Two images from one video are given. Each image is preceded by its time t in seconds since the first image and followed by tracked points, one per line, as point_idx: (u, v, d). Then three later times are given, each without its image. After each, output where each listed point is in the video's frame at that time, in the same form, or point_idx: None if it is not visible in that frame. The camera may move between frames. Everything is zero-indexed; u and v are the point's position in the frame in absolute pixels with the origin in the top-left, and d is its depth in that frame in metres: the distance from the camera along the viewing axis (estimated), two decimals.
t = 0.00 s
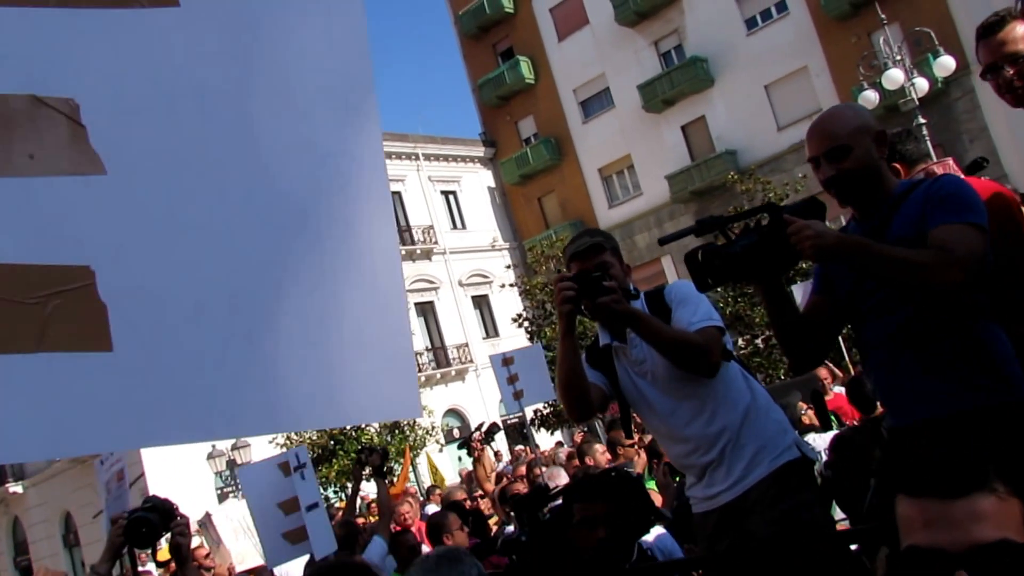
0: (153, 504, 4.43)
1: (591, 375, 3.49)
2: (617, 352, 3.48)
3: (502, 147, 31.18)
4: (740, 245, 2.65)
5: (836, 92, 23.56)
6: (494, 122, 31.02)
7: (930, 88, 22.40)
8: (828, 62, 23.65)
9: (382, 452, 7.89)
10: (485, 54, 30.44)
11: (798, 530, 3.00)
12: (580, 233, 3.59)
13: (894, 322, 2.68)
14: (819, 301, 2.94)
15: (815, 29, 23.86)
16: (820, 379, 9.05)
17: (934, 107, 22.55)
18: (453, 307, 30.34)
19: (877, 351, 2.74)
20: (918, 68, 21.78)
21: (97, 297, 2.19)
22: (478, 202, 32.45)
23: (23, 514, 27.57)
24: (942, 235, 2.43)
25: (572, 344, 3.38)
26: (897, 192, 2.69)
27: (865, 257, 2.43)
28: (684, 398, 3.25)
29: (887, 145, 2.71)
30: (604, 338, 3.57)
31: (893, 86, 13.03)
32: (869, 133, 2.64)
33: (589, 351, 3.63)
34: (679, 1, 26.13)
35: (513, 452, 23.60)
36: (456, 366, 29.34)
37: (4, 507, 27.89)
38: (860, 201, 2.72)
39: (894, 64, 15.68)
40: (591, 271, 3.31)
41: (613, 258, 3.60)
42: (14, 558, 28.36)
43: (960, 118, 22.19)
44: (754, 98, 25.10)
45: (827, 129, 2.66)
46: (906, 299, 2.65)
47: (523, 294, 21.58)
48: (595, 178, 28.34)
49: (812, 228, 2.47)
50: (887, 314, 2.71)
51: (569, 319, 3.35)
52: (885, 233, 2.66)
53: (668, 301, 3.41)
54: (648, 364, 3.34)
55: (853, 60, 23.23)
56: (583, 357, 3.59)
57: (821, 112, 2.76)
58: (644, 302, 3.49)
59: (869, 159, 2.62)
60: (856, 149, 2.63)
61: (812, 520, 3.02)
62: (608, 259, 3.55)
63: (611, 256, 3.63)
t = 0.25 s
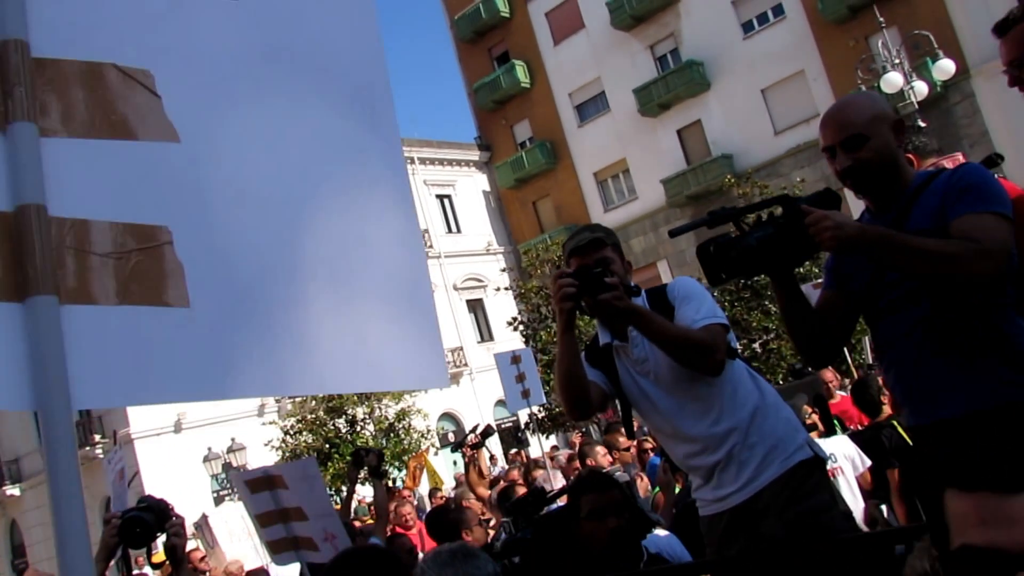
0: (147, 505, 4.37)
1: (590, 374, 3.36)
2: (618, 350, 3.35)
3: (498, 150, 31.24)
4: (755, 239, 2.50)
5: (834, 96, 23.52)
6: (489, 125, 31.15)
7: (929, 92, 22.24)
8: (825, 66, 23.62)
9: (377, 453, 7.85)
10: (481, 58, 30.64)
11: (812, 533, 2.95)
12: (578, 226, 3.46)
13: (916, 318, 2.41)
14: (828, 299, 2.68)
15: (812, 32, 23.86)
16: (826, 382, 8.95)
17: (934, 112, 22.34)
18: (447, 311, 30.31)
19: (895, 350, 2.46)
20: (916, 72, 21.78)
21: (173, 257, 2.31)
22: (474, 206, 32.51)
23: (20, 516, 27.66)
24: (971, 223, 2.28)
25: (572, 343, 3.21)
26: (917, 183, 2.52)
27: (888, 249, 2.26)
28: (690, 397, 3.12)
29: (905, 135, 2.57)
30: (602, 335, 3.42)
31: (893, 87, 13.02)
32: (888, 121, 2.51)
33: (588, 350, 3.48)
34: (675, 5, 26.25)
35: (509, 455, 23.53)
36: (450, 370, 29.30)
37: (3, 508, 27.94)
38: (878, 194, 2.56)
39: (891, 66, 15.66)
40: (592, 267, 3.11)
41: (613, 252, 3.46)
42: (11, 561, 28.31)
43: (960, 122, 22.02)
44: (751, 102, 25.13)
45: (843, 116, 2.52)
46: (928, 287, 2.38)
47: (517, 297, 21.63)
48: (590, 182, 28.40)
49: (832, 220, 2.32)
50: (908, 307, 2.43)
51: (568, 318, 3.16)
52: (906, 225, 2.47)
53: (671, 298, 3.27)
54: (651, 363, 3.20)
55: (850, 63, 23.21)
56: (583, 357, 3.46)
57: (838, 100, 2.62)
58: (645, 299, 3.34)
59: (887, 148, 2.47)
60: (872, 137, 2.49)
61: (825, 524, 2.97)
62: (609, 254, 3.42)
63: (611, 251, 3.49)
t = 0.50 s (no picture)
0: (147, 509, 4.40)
1: (595, 379, 3.36)
2: (623, 353, 3.33)
3: (497, 153, 31.56)
4: (770, 239, 2.53)
5: (829, 100, 23.65)
6: (491, 129, 31.56)
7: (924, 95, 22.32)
8: (820, 69, 23.77)
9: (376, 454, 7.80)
10: (485, 61, 31.19)
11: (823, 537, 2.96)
12: (584, 229, 3.44)
13: (938, 313, 2.56)
14: (843, 296, 2.84)
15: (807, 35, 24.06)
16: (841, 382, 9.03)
17: (929, 115, 22.45)
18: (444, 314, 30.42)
19: (916, 346, 2.62)
20: (911, 75, 21.96)
21: (153, 262, 2.35)
22: (473, 209, 32.75)
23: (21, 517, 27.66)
24: (995, 220, 2.42)
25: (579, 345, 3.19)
26: (932, 182, 2.68)
27: (921, 250, 2.37)
28: (698, 401, 3.09)
29: (919, 136, 2.68)
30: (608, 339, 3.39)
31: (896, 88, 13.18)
32: (907, 121, 2.62)
33: (592, 354, 3.46)
34: (673, 9, 26.54)
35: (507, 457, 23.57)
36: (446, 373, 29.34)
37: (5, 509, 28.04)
38: (892, 195, 2.70)
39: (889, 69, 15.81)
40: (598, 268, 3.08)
41: (618, 255, 3.43)
42: (9, 562, 28.34)
43: (956, 125, 22.12)
44: (747, 105, 25.30)
45: (860, 117, 2.60)
46: (952, 284, 2.53)
47: (514, 300, 21.70)
48: (587, 185, 28.61)
49: (854, 220, 2.37)
50: (929, 302, 2.59)
51: (574, 317, 3.14)
52: (925, 223, 2.62)
53: (678, 303, 3.25)
54: (658, 366, 3.18)
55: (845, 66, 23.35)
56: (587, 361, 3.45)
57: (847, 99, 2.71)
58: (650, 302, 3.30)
59: (904, 147, 2.58)
60: (890, 136, 2.59)
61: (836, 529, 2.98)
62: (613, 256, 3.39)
63: (615, 253, 3.46)
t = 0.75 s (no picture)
0: (146, 513, 4.65)
1: (603, 379, 3.35)
2: (633, 355, 3.33)
3: (501, 156, 31.90)
4: (787, 239, 2.54)
5: (828, 102, 23.78)
6: (494, 132, 31.87)
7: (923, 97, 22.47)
8: (819, 71, 23.94)
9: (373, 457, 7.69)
10: (490, 65, 31.49)
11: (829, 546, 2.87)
12: (596, 229, 3.46)
13: (958, 309, 2.58)
14: (856, 297, 2.87)
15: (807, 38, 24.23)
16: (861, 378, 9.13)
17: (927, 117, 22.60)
18: (444, 316, 30.55)
19: (932, 345, 2.65)
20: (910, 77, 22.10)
21: (105, 256, 2.92)
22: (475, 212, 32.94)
23: (22, 517, 27.60)
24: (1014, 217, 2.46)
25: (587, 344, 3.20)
26: (949, 181, 2.74)
27: (941, 248, 2.41)
28: (707, 401, 3.07)
29: (938, 131, 2.71)
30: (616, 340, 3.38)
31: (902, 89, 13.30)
32: (926, 119, 2.64)
33: (600, 356, 3.46)
34: (674, 12, 26.75)
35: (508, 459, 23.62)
36: (446, 375, 29.42)
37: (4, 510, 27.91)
38: (909, 195, 2.75)
39: (891, 71, 15.95)
40: (610, 266, 3.11)
41: (628, 256, 3.43)
42: (9, 562, 28.29)
43: (954, 127, 22.29)
44: (747, 107, 25.46)
45: (880, 115, 2.65)
46: (969, 282, 2.55)
47: (513, 302, 21.83)
48: (587, 188, 28.80)
49: (877, 219, 2.44)
50: (946, 300, 2.62)
51: (584, 315, 3.18)
52: (943, 220, 2.66)
53: (689, 302, 3.27)
54: (666, 366, 3.16)
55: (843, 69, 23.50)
56: (595, 362, 3.46)
57: (864, 98, 2.78)
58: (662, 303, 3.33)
59: (923, 144, 2.62)
60: (910, 133, 2.63)
61: (842, 537, 2.88)
62: (624, 255, 3.43)
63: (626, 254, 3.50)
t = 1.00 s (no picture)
0: (150, 513, 4.47)
1: (614, 377, 3.36)
2: (642, 353, 3.33)
3: (502, 157, 31.90)
4: (804, 236, 2.43)
5: (829, 103, 23.76)
6: (495, 133, 31.85)
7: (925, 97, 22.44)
8: (820, 71, 23.93)
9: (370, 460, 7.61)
10: (490, 65, 31.42)
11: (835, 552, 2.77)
12: (608, 224, 3.47)
13: (981, 306, 2.55)
14: (872, 296, 2.85)
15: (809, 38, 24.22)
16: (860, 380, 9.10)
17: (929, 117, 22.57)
18: (446, 317, 30.53)
19: (951, 346, 2.62)
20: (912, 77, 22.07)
21: None
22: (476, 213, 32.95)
23: (23, 518, 27.61)
24: None
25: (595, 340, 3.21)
26: (969, 176, 2.70)
27: (958, 244, 2.38)
28: (716, 400, 3.03)
29: (958, 124, 2.68)
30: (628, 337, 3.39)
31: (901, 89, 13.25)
32: (945, 110, 2.62)
33: (611, 354, 3.47)
34: (676, 12, 26.73)
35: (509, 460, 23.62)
36: (447, 376, 29.39)
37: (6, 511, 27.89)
38: (926, 190, 2.73)
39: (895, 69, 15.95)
40: (619, 262, 3.11)
41: (640, 252, 3.43)
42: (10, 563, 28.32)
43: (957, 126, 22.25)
44: (748, 108, 25.43)
45: (900, 109, 2.63)
46: (989, 279, 2.51)
47: (515, 302, 21.81)
48: (588, 189, 28.77)
49: (899, 215, 2.37)
50: (966, 296, 2.58)
51: (594, 310, 3.21)
52: (963, 215, 2.63)
53: (700, 299, 3.23)
54: (675, 364, 3.14)
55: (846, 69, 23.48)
56: (607, 360, 3.47)
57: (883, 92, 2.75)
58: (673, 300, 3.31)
59: (943, 139, 2.59)
60: (931, 128, 2.59)
61: (855, 540, 2.77)
62: (636, 250, 3.43)
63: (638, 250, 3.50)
